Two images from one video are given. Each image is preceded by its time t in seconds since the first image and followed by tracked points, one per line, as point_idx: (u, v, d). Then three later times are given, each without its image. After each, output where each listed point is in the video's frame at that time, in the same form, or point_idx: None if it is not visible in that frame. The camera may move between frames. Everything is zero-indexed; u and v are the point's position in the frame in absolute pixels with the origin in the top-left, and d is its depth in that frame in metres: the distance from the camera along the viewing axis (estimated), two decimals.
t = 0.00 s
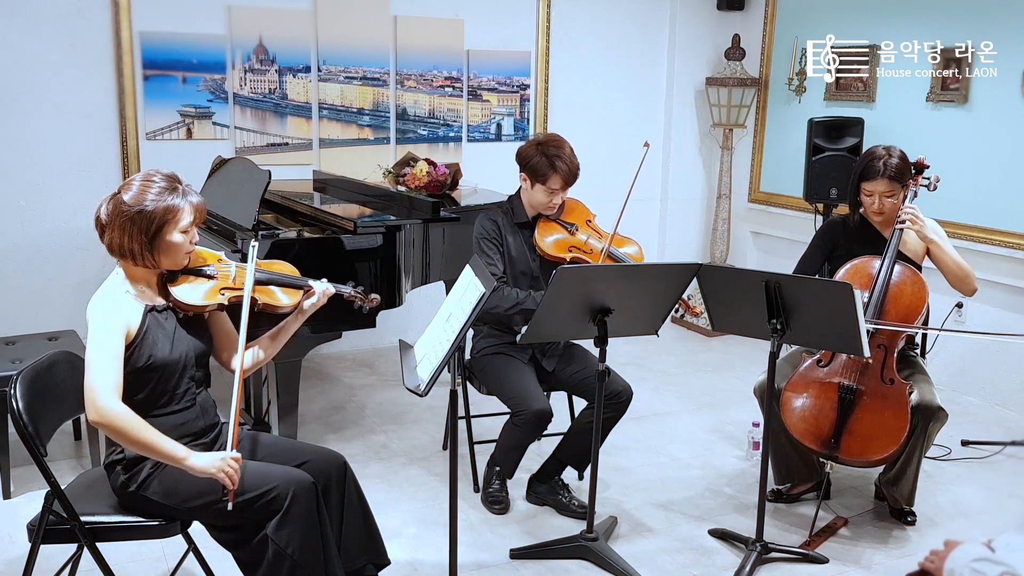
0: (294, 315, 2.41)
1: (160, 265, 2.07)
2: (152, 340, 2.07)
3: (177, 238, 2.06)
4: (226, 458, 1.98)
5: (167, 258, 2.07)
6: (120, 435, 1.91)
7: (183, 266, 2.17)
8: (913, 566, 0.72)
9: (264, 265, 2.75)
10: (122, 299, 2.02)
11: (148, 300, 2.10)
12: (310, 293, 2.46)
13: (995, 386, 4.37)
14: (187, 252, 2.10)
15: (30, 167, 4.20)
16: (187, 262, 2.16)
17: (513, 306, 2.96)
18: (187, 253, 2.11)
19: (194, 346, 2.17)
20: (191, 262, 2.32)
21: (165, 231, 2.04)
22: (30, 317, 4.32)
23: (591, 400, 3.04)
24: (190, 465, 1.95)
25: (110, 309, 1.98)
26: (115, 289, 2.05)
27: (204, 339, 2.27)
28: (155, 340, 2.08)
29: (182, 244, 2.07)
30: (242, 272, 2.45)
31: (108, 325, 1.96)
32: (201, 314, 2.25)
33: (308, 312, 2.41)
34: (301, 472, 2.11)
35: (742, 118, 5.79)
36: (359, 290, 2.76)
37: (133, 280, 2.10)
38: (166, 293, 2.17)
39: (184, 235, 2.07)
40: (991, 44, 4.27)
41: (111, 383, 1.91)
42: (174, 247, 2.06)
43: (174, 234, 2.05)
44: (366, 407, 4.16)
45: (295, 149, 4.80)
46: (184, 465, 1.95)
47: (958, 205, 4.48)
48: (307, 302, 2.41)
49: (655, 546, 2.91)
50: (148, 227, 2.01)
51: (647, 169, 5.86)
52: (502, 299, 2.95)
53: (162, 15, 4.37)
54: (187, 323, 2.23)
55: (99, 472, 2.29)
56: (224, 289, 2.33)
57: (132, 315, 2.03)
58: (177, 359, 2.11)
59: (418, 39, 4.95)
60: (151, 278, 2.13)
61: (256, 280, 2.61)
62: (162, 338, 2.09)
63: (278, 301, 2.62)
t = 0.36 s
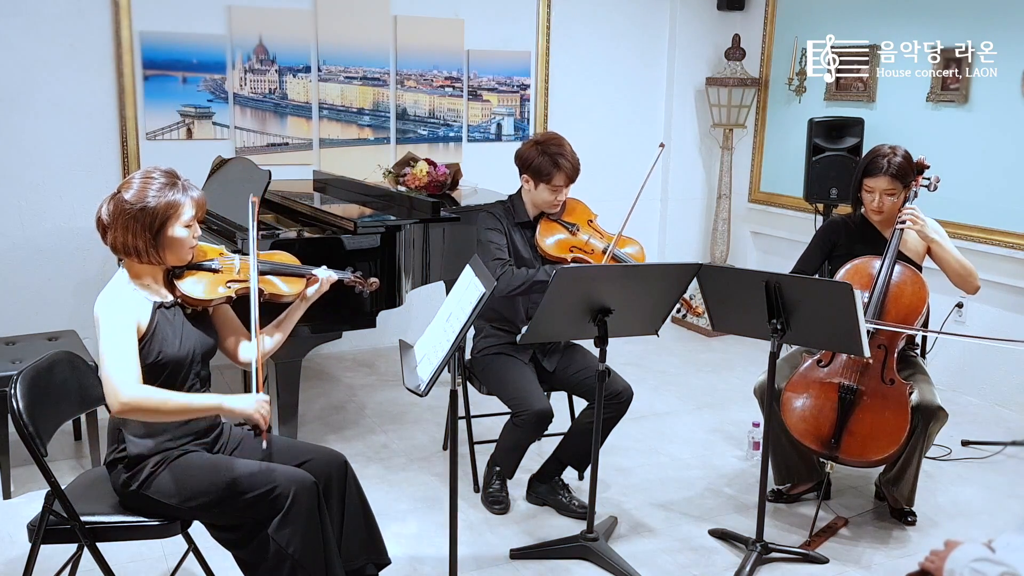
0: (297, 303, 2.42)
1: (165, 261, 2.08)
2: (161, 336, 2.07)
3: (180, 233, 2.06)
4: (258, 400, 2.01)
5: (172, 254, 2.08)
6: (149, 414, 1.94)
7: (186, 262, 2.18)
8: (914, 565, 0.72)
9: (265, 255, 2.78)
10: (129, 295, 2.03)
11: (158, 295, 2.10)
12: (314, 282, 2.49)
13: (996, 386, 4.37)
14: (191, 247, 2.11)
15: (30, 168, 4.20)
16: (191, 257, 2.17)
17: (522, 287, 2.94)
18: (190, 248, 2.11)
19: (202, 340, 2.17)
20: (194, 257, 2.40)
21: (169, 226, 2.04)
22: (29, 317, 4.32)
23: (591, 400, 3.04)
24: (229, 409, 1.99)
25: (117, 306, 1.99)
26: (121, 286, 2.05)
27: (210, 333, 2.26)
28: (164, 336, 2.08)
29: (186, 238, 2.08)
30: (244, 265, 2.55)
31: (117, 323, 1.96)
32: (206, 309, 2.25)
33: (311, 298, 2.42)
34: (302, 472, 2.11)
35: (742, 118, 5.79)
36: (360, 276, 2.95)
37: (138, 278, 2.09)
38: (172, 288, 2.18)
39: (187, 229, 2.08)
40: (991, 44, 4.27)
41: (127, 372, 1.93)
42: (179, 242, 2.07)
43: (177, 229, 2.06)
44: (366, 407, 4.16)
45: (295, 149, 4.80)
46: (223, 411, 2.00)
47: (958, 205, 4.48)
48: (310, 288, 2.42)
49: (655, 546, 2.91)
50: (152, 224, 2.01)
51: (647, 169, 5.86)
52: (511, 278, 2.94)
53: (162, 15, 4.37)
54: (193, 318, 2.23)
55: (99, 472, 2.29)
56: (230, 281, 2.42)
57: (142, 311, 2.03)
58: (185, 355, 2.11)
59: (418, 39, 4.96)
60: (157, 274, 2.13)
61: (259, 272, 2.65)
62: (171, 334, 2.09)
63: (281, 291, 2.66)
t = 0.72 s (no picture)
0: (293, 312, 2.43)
1: (173, 265, 2.07)
2: (161, 337, 2.08)
3: (191, 238, 2.06)
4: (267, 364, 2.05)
5: (181, 257, 2.06)
6: (173, 395, 2.00)
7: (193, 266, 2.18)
8: (914, 565, 0.74)
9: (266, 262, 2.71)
10: (133, 295, 2.04)
11: (157, 297, 2.12)
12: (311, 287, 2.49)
13: (995, 386, 4.38)
14: (200, 253, 2.10)
15: (30, 168, 4.20)
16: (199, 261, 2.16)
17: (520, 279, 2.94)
18: (199, 254, 2.10)
19: (200, 343, 2.17)
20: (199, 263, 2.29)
21: (182, 232, 2.04)
22: (29, 317, 4.32)
23: (591, 399, 3.04)
24: (243, 368, 2.03)
25: (124, 302, 2.01)
26: (125, 284, 2.06)
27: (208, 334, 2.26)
28: (163, 336, 2.09)
29: (197, 245, 2.08)
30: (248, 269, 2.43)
31: (126, 317, 1.99)
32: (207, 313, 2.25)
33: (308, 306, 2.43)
34: (302, 471, 2.11)
35: (742, 118, 5.80)
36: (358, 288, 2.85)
37: (145, 280, 2.11)
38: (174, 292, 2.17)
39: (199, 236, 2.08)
40: (991, 44, 4.27)
41: (141, 362, 1.97)
42: (190, 248, 2.07)
43: (189, 236, 2.05)
44: (366, 407, 4.16)
45: (295, 149, 4.80)
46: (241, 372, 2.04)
47: (957, 205, 4.49)
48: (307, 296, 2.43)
49: (655, 546, 2.91)
50: (165, 229, 2.01)
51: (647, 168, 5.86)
52: (513, 270, 2.94)
53: (162, 15, 4.37)
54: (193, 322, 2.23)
55: (100, 472, 2.29)
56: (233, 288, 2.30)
57: (144, 309, 2.06)
58: (185, 355, 2.12)
59: (418, 39, 4.96)
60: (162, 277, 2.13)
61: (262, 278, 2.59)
62: (171, 335, 2.11)
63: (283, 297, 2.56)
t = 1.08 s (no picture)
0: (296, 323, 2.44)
1: (179, 272, 2.07)
2: (160, 339, 2.10)
3: (199, 248, 2.06)
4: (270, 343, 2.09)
5: (186, 265, 2.07)
6: (187, 382, 2.00)
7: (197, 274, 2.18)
8: (915, 566, 0.74)
9: (270, 272, 2.72)
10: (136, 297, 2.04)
11: (157, 302, 2.12)
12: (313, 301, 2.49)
13: (995, 386, 4.38)
14: (206, 261, 2.11)
15: (30, 168, 4.20)
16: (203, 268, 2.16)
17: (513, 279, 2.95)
18: (204, 262, 2.11)
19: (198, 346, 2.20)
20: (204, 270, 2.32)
21: (190, 242, 2.04)
22: (29, 317, 4.32)
23: (590, 399, 3.04)
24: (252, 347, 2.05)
25: (128, 304, 2.01)
26: (128, 289, 2.06)
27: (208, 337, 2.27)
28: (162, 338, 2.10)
29: (203, 254, 2.08)
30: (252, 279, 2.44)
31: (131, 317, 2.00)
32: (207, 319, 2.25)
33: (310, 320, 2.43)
34: (302, 471, 2.11)
35: (742, 118, 5.79)
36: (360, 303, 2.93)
37: (149, 284, 2.11)
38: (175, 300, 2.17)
39: (206, 245, 2.08)
40: (991, 44, 4.28)
41: (152, 354, 1.97)
42: (196, 257, 2.07)
43: (196, 246, 2.06)
44: (366, 407, 4.16)
45: (295, 149, 4.80)
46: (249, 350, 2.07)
47: (957, 205, 4.49)
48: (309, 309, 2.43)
49: (655, 546, 2.91)
50: (173, 239, 2.01)
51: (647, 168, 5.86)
52: (507, 270, 2.94)
53: (162, 15, 4.37)
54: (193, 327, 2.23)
55: (99, 472, 2.29)
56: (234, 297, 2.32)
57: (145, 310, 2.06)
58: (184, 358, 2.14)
59: (418, 39, 4.96)
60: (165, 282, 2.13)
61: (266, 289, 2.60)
62: (169, 338, 2.12)
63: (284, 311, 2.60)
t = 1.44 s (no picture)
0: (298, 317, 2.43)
1: (173, 270, 2.07)
2: (161, 341, 2.09)
3: (191, 243, 2.06)
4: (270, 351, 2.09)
5: (180, 262, 2.07)
6: (181, 387, 1.99)
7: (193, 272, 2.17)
8: (915, 565, 0.75)
9: (270, 267, 2.67)
10: (131, 297, 2.04)
11: (156, 302, 2.12)
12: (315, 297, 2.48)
13: (995, 385, 4.38)
14: (200, 256, 2.10)
15: (30, 168, 4.20)
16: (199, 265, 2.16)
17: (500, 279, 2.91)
18: (199, 257, 2.11)
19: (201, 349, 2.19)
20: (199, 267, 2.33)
21: (182, 238, 2.04)
22: (29, 317, 4.32)
23: (591, 399, 3.04)
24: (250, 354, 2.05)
25: (125, 305, 2.01)
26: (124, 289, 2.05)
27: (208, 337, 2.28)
28: (164, 340, 2.09)
29: (196, 249, 2.08)
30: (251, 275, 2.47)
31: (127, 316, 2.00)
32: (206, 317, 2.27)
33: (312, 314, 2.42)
34: (302, 472, 2.11)
35: (742, 118, 5.79)
36: (366, 294, 2.92)
37: (144, 285, 2.10)
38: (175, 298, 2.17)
39: (199, 240, 2.08)
40: (991, 44, 4.28)
41: (147, 356, 1.97)
42: (190, 252, 2.07)
43: (189, 241, 2.05)
44: (366, 407, 4.16)
45: (295, 149, 4.80)
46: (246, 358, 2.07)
47: (958, 205, 4.49)
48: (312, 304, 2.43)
49: (655, 546, 2.91)
50: (164, 236, 2.01)
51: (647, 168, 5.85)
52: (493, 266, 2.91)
53: (162, 15, 4.37)
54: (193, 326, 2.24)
55: (99, 472, 2.29)
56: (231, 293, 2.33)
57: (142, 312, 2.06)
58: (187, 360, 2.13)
59: (418, 39, 4.96)
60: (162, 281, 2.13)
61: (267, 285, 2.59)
62: (170, 340, 2.11)
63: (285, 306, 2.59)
